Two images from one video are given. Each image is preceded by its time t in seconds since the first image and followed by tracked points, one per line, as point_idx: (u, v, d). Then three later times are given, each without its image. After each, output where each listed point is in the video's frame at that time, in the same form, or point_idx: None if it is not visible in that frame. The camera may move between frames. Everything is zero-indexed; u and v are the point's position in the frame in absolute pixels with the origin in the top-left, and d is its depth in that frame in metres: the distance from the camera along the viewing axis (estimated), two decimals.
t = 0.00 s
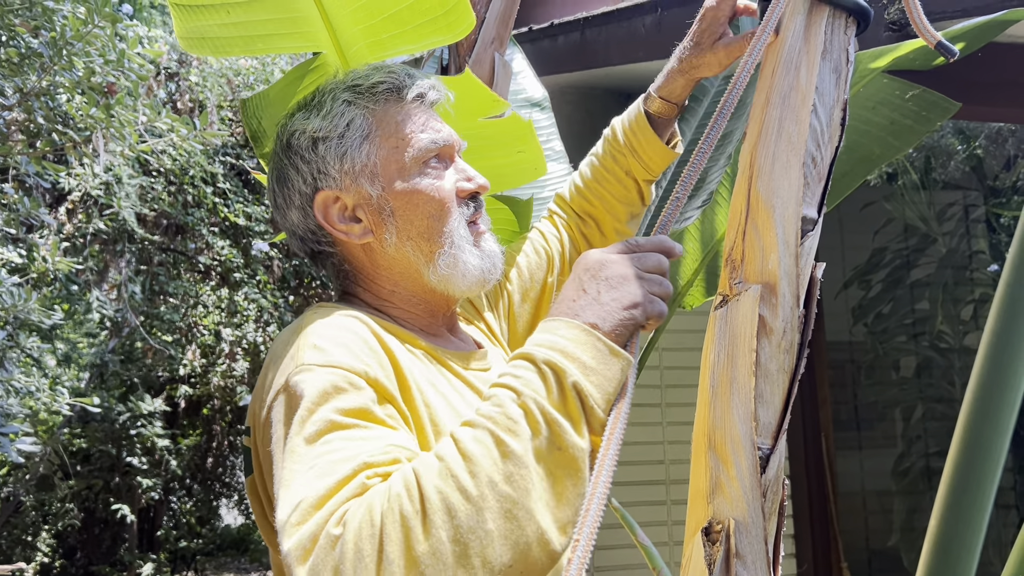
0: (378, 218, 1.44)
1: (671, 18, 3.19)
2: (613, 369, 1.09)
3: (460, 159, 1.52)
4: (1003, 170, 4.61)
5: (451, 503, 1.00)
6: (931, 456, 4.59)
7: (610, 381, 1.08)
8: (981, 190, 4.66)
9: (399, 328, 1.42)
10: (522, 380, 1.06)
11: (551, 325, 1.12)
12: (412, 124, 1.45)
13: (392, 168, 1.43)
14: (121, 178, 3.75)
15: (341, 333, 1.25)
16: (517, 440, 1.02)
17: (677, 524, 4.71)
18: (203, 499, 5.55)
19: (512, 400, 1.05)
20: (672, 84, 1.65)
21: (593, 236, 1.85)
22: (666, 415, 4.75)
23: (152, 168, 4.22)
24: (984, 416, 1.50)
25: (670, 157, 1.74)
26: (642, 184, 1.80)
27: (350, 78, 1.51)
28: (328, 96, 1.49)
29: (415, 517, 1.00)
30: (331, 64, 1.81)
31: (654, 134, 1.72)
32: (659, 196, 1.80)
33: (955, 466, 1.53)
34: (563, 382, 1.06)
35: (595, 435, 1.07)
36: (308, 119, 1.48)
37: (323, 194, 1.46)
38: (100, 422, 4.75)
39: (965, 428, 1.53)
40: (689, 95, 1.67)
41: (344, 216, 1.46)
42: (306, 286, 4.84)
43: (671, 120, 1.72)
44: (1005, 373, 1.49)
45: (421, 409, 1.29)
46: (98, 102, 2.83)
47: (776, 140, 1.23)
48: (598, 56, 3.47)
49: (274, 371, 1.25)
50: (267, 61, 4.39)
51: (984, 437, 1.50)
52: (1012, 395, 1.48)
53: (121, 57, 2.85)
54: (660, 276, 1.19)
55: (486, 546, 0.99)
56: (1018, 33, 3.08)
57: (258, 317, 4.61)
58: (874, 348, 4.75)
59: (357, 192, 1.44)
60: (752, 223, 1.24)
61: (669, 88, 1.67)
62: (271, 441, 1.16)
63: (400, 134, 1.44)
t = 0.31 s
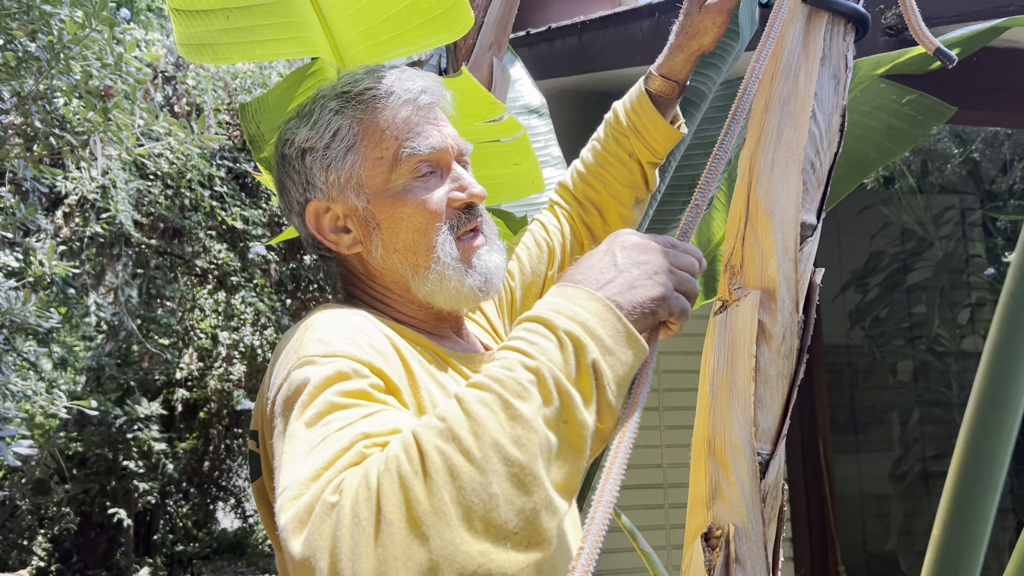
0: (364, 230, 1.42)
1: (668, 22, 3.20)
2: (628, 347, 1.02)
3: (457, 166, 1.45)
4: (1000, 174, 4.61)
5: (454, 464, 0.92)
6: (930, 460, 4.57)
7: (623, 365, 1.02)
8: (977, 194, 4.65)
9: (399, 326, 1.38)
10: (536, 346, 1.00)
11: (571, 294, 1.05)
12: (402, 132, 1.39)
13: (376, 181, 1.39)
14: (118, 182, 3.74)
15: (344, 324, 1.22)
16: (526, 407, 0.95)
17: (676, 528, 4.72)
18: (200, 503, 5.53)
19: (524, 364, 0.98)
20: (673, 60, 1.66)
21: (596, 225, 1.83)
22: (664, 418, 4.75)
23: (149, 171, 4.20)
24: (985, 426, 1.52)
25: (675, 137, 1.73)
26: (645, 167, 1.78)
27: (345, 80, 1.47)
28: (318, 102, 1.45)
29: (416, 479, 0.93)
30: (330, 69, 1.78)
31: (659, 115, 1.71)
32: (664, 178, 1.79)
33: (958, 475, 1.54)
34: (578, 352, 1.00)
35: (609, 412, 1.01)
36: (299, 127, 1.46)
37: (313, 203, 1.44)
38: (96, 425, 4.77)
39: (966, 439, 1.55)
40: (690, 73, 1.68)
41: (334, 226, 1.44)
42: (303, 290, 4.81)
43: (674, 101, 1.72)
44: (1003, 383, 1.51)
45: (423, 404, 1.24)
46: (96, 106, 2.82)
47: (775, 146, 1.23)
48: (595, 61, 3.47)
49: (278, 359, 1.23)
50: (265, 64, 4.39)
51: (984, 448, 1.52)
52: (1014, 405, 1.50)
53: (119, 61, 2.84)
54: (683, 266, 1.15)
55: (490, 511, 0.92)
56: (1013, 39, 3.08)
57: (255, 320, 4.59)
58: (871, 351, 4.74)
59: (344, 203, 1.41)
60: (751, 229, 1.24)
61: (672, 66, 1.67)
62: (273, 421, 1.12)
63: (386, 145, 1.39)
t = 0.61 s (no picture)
0: (396, 228, 1.33)
1: (665, 26, 3.20)
2: (696, 294, 0.94)
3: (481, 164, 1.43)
4: (995, 177, 4.61)
5: (517, 375, 0.86)
6: (926, 463, 4.56)
7: (697, 317, 0.94)
8: (972, 197, 4.64)
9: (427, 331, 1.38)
10: (603, 279, 0.93)
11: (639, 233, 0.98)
12: (432, 128, 1.33)
13: (410, 178, 1.32)
14: (113, 186, 3.72)
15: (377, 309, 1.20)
16: (591, 335, 0.88)
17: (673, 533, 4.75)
18: (195, 507, 5.60)
19: (596, 296, 0.91)
20: (683, 32, 1.60)
21: (608, 205, 1.82)
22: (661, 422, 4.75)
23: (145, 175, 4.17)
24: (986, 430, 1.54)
25: (688, 111, 1.70)
26: (659, 144, 1.76)
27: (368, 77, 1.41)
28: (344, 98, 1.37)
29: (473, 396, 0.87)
30: (321, 75, 1.82)
31: (669, 88, 1.69)
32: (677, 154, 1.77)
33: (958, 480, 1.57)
34: (647, 292, 0.92)
35: (672, 358, 0.93)
36: (323, 124, 1.37)
37: (337, 202, 1.34)
38: (91, 430, 4.70)
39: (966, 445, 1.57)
40: (700, 45, 1.62)
41: (361, 225, 1.34)
42: (299, 294, 4.85)
43: (685, 73, 1.68)
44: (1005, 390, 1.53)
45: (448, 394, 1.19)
46: (91, 111, 2.82)
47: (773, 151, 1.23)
48: (592, 64, 3.48)
49: (304, 336, 1.16)
50: (260, 68, 4.38)
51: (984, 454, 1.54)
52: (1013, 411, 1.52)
53: (115, 66, 2.84)
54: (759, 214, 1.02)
55: (552, 426, 0.85)
56: (1008, 42, 3.09)
57: (251, 324, 4.58)
58: (868, 354, 4.75)
59: (374, 202, 1.32)
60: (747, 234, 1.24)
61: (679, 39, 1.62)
62: (300, 386, 1.06)
63: (419, 141, 1.32)
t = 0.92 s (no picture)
0: (431, 220, 1.26)
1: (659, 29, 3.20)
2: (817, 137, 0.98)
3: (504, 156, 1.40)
4: (988, 181, 4.63)
5: (683, 220, 0.89)
6: (920, 466, 4.56)
7: (821, 158, 0.99)
8: (965, 201, 4.65)
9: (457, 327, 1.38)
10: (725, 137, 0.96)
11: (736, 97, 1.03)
12: (464, 119, 1.30)
13: (446, 168, 1.27)
14: (106, 191, 3.68)
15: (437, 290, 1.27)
16: (741, 177, 0.91)
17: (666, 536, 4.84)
18: (190, 512, 5.62)
19: (737, 145, 0.94)
20: (670, 25, 1.60)
21: (588, 187, 1.89)
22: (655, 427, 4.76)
23: (138, 180, 4.13)
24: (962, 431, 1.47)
25: (665, 94, 1.76)
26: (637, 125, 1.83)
27: (395, 66, 1.36)
28: (375, 86, 1.31)
29: (645, 237, 0.89)
30: (314, 81, 1.82)
31: (651, 72, 1.73)
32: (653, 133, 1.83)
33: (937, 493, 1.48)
34: (776, 137, 0.95)
35: (810, 200, 0.97)
36: (353, 111, 1.30)
37: (369, 194, 1.26)
38: (85, 435, 4.64)
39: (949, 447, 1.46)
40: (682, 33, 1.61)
41: (394, 217, 1.28)
42: (293, 298, 4.92)
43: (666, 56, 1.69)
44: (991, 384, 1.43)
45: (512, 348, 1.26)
46: (84, 116, 2.82)
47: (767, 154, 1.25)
48: (586, 68, 3.48)
49: (378, 306, 1.15)
50: (254, 73, 4.38)
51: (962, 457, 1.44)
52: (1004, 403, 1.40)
53: (109, 70, 2.83)
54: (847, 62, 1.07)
55: (729, 257, 0.87)
56: (1000, 47, 3.11)
57: (245, 329, 4.56)
58: (862, 357, 4.74)
59: (409, 192, 1.25)
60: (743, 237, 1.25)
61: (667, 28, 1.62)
62: (390, 334, 1.06)
63: (456, 132, 1.29)
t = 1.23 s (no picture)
0: (475, 210, 1.22)
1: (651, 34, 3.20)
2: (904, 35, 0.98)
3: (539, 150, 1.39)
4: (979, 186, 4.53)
5: (819, 75, 0.88)
6: (913, 471, 4.44)
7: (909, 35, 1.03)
8: (957, 206, 4.58)
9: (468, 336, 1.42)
10: (835, 28, 0.93)
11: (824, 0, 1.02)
12: (510, 108, 1.28)
13: (492, 159, 1.24)
14: (98, 197, 3.66)
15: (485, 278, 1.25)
16: (858, 60, 0.89)
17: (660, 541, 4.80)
18: (183, 519, 5.64)
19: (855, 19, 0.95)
20: (671, 37, 1.71)
21: (580, 196, 1.83)
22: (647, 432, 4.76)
23: (129, 186, 4.10)
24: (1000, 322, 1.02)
25: (661, 109, 1.83)
26: (631, 137, 1.88)
27: (442, 49, 1.33)
28: (423, 68, 1.27)
29: (779, 113, 0.84)
30: (302, 87, 1.87)
31: (652, 84, 1.80)
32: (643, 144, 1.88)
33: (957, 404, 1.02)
34: (878, 24, 0.95)
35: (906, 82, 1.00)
36: (398, 93, 1.25)
37: (412, 185, 1.22)
38: (77, 443, 4.66)
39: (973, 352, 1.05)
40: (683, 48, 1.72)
41: (437, 206, 1.23)
42: (286, 304, 4.88)
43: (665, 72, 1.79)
44: None
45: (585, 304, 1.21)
46: (76, 122, 2.81)
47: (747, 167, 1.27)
48: (578, 74, 3.47)
49: (459, 256, 1.11)
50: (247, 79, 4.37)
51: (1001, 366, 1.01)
52: None
53: (100, 76, 2.82)
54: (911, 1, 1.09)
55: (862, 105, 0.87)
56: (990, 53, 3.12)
57: (238, 335, 4.59)
58: (854, 362, 4.71)
59: (455, 179, 1.20)
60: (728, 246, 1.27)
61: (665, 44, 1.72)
62: (483, 269, 1.02)
63: (502, 121, 1.26)
